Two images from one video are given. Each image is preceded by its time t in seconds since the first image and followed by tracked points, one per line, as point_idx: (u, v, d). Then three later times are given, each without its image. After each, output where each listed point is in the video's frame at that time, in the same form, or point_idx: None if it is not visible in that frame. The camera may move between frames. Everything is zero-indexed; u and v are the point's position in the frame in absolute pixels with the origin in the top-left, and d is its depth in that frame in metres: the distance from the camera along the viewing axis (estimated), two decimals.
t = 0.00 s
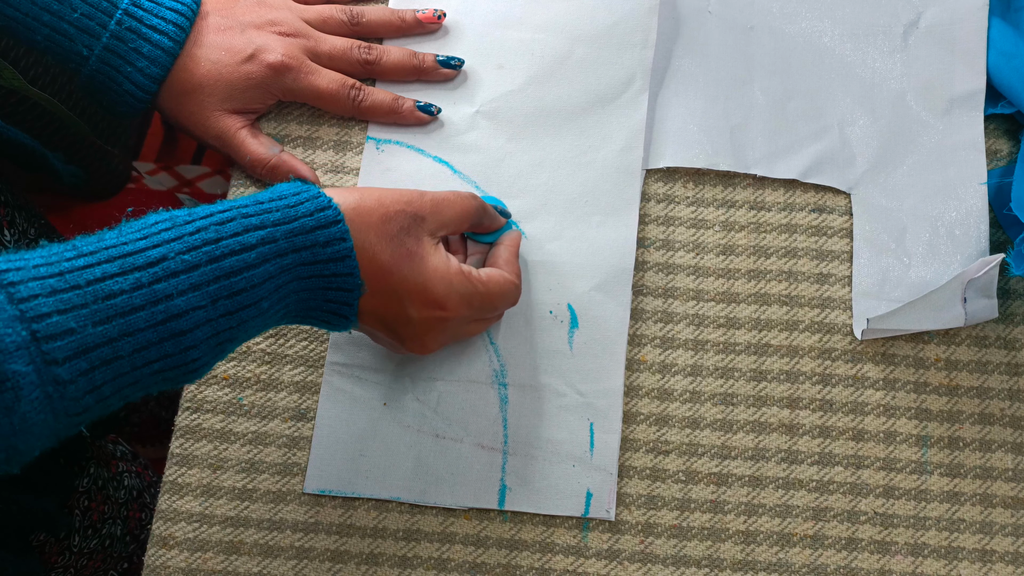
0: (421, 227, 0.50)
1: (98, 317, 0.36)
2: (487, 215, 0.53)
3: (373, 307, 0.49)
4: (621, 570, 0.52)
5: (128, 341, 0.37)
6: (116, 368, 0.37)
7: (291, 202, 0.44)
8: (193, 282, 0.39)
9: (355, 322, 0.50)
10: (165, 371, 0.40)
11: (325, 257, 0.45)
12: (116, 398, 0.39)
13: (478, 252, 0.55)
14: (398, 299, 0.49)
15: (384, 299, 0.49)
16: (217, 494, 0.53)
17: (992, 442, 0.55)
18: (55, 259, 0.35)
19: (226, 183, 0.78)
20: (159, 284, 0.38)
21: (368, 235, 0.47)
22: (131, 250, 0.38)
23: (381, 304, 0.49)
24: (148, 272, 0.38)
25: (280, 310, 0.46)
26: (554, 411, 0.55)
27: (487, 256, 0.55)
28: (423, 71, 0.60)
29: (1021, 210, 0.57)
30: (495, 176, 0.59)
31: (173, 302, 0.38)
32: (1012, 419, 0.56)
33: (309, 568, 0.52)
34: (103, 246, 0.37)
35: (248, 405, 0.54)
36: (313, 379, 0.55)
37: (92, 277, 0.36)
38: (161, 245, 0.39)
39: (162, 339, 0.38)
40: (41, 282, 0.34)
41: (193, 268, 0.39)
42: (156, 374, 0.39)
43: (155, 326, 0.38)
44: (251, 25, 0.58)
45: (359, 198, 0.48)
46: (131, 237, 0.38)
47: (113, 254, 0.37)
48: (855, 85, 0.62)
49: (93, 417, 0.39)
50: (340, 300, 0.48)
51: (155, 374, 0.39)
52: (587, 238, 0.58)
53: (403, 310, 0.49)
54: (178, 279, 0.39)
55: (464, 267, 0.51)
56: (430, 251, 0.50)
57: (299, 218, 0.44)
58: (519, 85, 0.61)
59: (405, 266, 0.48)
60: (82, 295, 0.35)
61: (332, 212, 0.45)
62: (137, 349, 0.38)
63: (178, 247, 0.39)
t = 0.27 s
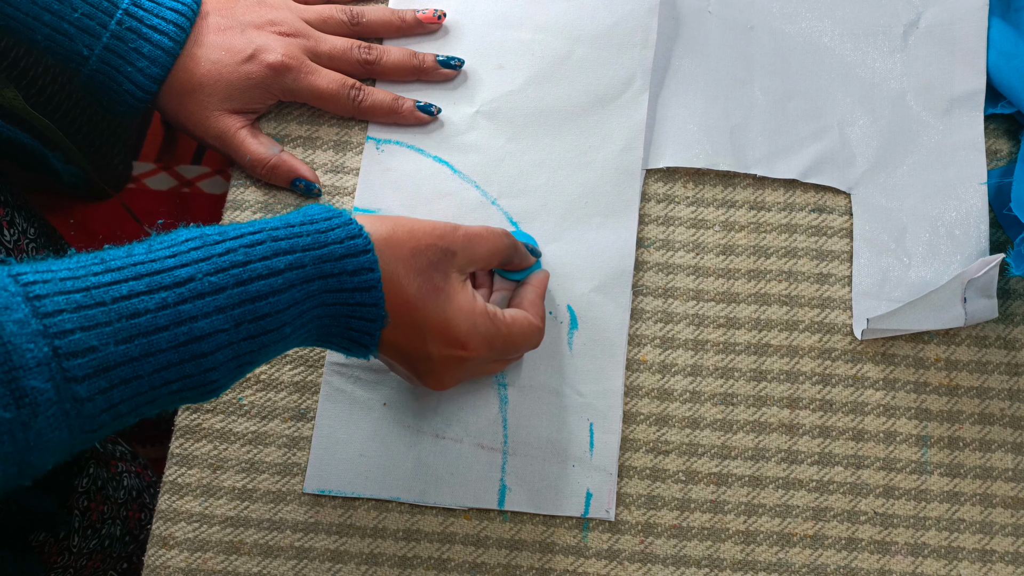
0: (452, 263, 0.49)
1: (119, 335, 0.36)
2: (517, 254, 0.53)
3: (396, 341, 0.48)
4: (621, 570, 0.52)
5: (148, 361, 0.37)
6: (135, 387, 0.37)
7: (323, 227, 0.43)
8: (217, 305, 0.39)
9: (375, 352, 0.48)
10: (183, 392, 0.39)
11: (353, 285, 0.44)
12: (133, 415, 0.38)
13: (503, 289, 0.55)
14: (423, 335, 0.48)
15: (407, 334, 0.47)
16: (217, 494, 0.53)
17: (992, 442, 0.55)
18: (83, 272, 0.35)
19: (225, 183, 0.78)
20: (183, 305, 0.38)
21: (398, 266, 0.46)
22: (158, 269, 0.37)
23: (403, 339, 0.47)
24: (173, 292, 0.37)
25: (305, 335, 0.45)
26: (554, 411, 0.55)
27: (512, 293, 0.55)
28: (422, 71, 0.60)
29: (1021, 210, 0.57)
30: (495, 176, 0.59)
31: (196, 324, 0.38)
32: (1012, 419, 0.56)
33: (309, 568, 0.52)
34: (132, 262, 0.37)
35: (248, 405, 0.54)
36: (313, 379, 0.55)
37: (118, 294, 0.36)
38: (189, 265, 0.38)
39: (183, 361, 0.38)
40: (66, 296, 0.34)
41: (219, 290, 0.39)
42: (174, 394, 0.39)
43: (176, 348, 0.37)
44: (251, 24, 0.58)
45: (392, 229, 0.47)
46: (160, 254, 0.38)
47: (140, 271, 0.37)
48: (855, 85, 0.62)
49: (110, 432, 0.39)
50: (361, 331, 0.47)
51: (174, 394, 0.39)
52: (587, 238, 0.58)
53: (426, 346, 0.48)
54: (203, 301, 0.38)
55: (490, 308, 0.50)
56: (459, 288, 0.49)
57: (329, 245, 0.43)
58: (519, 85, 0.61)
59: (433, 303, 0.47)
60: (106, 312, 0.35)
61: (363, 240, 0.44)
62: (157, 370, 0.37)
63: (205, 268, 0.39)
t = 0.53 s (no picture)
0: (476, 307, 0.48)
1: (138, 359, 0.35)
2: (541, 301, 0.52)
3: (413, 379, 0.47)
4: (621, 570, 0.52)
5: (164, 386, 0.37)
6: (148, 411, 0.37)
7: (349, 259, 0.44)
8: (238, 332, 0.39)
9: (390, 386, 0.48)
10: (196, 417, 0.39)
11: (375, 319, 0.44)
12: (145, 437, 0.38)
13: (526, 333, 0.54)
14: (440, 379, 0.47)
15: (422, 374, 0.47)
16: (217, 494, 0.53)
17: (992, 442, 0.55)
18: (107, 291, 0.35)
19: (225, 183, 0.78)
20: (204, 331, 0.38)
21: (421, 306, 0.45)
22: (183, 293, 0.37)
23: (419, 378, 0.47)
24: (195, 317, 0.37)
25: (322, 363, 0.45)
26: (554, 411, 0.55)
27: (532, 338, 0.54)
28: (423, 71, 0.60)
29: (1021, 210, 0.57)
30: (495, 176, 0.59)
31: (215, 351, 0.38)
32: (1012, 419, 0.56)
33: (309, 568, 0.52)
34: (157, 283, 0.37)
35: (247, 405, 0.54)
36: (313, 379, 0.55)
37: (141, 316, 0.36)
38: (213, 290, 0.38)
39: (199, 387, 0.38)
40: (88, 315, 0.34)
41: (240, 317, 0.39)
42: (187, 419, 0.39)
43: (194, 374, 0.37)
44: (251, 25, 0.58)
45: (420, 265, 0.46)
46: (185, 276, 0.38)
47: (163, 293, 0.37)
48: (855, 85, 0.62)
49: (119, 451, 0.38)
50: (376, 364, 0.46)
51: (187, 418, 0.39)
52: (587, 238, 0.58)
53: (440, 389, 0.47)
54: (224, 327, 0.38)
55: (510, 357, 0.49)
56: (481, 333, 0.48)
57: (354, 277, 0.43)
58: (519, 85, 0.61)
59: (453, 347, 0.46)
60: (126, 335, 0.35)
61: (388, 275, 0.44)
62: (172, 395, 0.37)
63: (229, 294, 0.39)
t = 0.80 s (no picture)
0: (461, 390, 0.47)
1: (103, 422, 0.35)
2: (538, 376, 0.51)
3: (384, 440, 0.47)
4: (621, 570, 0.52)
5: (128, 448, 0.36)
6: (108, 470, 0.37)
7: (341, 320, 0.42)
8: (212, 395, 0.38)
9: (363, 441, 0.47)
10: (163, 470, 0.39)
11: (357, 385, 0.43)
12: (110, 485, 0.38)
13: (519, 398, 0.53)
14: (410, 447, 0.46)
15: (393, 440, 0.46)
16: (217, 494, 0.53)
17: (992, 442, 0.55)
18: (78, 343, 0.35)
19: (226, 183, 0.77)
20: (175, 394, 0.37)
21: (403, 386, 0.44)
22: (156, 351, 0.37)
23: (389, 443, 0.47)
24: (167, 379, 0.37)
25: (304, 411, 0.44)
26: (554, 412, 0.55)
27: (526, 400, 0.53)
28: (421, 72, 0.60)
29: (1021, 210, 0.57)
30: (495, 176, 0.59)
31: (185, 416, 0.37)
32: (1012, 419, 0.56)
33: (309, 569, 0.52)
34: (131, 334, 0.36)
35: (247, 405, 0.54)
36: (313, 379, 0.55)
37: (109, 377, 0.35)
38: (191, 347, 0.37)
39: (165, 447, 0.37)
40: (54, 372, 0.34)
41: (216, 379, 0.38)
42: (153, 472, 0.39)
43: (161, 437, 0.37)
44: (251, 25, 0.58)
45: (410, 342, 0.45)
46: (163, 327, 0.37)
47: (138, 348, 0.36)
48: (854, 85, 0.62)
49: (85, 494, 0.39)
50: (354, 420, 0.45)
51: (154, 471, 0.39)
52: (587, 238, 0.58)
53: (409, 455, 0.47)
54: (197, 391, 0.37)
55: (485, 450, 0.48)
56: (462, 412, 0.47)
57: (343, 341, 0.42)
58: (519, 85, 0.61)
59: (429, 428, 0.46)
60: (91, 397, 0.35)
61: (379, 343, 0.43)
62: (135, 457, 0.37)
63: (207, 353, 0.38)
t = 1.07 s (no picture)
0: (468, 362, 0.49)
1: (102, 439, 0.36)
2: (528, 324, 0.53)
3: (404, 434, 0.48)
4: (621, 570, 0.52)
5: (131, 465, 0.37)
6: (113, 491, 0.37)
7: (332, 318, 0.44)
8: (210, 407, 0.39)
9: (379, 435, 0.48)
10: (170, 488, 0.40)
11: (360, 377, 0.44)
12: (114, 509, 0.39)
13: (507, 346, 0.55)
14: (431, 435, 0.48)
15: (415, 431, 0.48)
16: (217, 494, 0.53)
17: (992, 442, 0.55)
18: (70, 365, 0.36)
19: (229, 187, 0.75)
20: (175, 406, 0.38)
21: (416, 370, 0.46)
22: (154, 365, 0.38)
23: (412, 435, 0.48)
24: (164, 391, 0.38)
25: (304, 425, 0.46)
26: (555, 412, 0.55)
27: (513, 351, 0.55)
28: (527, 210, 0.57)
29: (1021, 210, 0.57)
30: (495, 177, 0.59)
31: (187, 427, 0.39)
32: (1012, 419, 0.56)
33: (309, 568, 0.52)
34: (124, 352, 0.38)
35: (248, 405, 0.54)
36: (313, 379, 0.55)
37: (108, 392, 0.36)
38: (186, 359, 0.39)
39: (169, 463, 0.38)
40: (48, 394, 0.35)
41: (214, 389, 0.40)
42: (160, 490, 0.40)
43: (163, 451, 0.38)
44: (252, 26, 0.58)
45: (409, 327, 0.47)
46: (155, 343, 0.39)
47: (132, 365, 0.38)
48: (854, 85, 0.62)
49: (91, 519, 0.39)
50: (360, 420, 0.47)
51: (158, 491, 0.39)
52: (586, 239, 0.58)
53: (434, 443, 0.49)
54: (196, 402, 0.39)
55: (503, 409, 0.51)
56: (473, 383, 0.49)
57: (340, 338, 0.44)
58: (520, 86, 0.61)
59: (448, 408, 0.48)
60: (90, 414, 0.36)
61: (374, 334, 0.44)
62: (138, 474, 0.38)
63: (202, 364, 0.39)
